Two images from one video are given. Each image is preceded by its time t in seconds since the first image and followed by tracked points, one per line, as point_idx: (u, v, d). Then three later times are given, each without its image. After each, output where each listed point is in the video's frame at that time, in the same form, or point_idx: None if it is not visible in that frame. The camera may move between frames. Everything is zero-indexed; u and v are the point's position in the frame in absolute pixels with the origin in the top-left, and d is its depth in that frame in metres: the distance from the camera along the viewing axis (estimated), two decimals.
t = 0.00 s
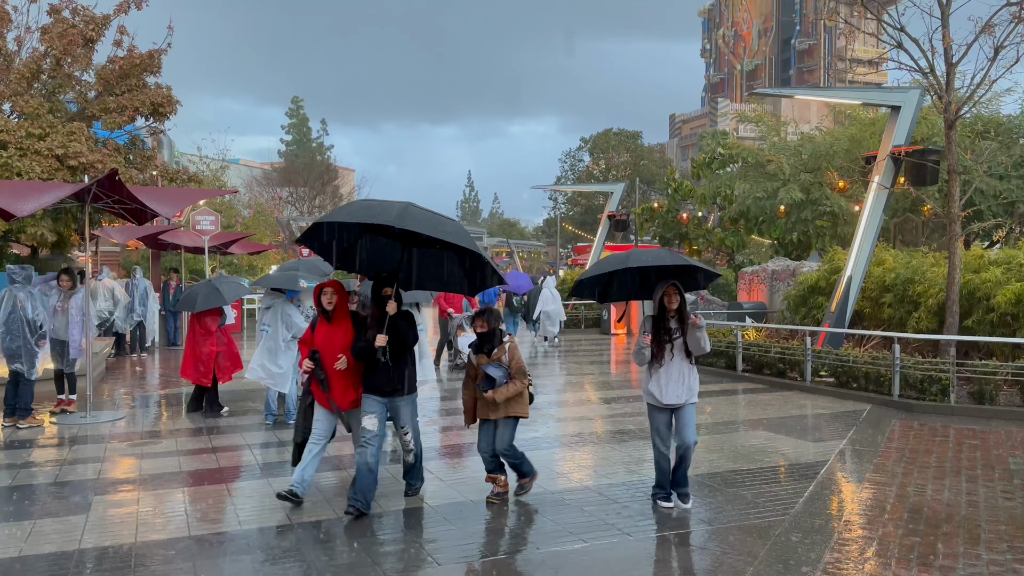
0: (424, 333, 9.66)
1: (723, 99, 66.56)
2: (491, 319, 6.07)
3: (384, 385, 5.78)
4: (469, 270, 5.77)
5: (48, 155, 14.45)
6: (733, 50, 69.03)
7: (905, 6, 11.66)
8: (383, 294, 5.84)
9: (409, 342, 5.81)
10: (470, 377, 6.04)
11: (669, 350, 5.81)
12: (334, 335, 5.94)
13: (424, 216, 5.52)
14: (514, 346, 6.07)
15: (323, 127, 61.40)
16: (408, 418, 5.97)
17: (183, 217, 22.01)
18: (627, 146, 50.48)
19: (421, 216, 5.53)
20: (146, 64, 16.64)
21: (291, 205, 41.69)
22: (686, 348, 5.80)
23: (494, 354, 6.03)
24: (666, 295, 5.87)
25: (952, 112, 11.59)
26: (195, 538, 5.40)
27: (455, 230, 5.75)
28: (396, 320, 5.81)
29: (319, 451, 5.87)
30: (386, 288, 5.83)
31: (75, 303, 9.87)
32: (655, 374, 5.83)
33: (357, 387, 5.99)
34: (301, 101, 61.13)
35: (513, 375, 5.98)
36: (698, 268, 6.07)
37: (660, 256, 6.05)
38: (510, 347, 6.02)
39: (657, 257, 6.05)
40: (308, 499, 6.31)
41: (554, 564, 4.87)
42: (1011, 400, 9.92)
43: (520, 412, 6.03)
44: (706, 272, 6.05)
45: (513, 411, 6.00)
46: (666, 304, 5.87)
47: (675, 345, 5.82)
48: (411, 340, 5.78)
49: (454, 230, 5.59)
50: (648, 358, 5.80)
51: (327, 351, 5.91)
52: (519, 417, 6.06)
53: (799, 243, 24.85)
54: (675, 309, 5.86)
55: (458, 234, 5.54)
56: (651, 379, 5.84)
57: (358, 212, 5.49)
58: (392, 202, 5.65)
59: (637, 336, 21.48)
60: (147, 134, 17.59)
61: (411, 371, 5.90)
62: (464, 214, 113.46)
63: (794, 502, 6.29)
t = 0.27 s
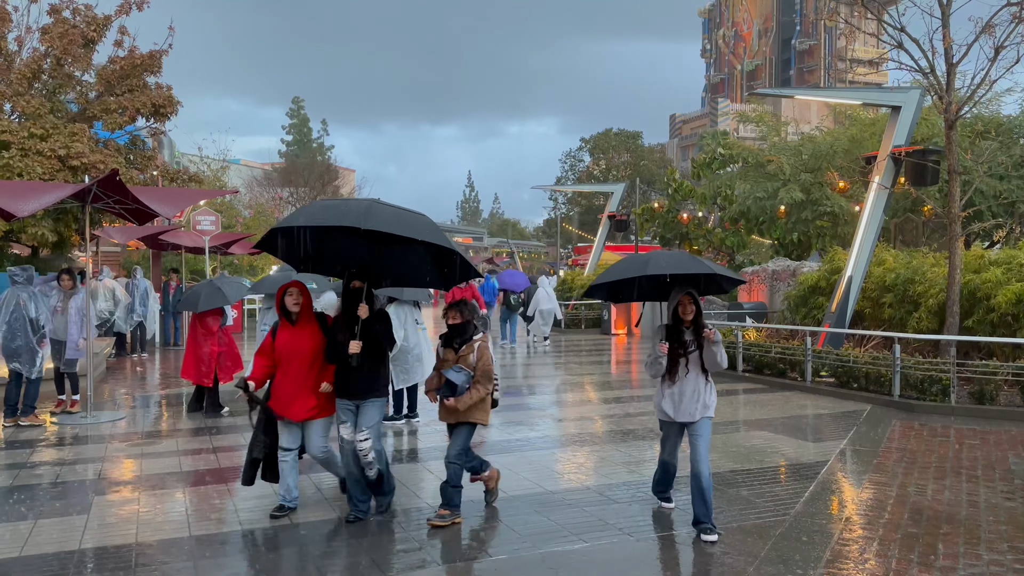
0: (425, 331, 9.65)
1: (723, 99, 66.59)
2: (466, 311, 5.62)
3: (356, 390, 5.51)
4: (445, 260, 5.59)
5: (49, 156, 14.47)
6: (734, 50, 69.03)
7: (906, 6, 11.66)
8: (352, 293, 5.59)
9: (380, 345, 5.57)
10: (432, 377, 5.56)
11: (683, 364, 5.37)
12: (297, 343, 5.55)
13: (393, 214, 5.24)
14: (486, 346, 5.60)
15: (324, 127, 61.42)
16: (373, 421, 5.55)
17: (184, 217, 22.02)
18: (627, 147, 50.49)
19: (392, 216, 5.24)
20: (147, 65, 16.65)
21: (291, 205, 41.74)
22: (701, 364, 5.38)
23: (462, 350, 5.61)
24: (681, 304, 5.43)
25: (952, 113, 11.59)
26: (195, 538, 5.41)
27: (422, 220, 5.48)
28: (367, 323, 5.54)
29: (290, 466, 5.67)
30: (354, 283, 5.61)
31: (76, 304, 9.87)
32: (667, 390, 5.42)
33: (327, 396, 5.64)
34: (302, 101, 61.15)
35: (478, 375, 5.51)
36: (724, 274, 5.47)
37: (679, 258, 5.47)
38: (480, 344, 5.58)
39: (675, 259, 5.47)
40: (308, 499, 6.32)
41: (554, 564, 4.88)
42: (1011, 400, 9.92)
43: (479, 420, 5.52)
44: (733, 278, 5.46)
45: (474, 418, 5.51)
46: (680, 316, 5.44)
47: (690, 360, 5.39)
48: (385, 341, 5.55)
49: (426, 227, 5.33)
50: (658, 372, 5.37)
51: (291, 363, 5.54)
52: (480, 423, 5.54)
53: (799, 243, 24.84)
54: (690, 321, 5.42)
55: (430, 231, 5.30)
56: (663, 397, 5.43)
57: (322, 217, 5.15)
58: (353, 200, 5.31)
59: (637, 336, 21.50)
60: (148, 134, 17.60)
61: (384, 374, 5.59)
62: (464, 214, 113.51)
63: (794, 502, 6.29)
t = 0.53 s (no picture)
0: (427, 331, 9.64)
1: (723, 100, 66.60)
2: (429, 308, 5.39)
3: (327, 401, 5.04)
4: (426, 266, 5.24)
5: (51, 156, 14.49)
6: (734, 50, 69.06)
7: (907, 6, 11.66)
8: (325, 301, 5.15)
9: (355, 355, 5.10)
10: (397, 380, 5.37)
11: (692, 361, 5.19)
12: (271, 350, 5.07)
13: (360, 223, 4.82)
14: (450, 345, 5.36)
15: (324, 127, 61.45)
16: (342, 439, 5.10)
17: (184, 217, 22.03)
18: (627, 147, 50.51)
19: (358, 226, 4.83)
20: (148, 65, 16.66)
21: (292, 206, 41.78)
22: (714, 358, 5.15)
23: (425, 349, 5.40)
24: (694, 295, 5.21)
25: (953, 113, 11.58)
26: (196, 538, 5.42)
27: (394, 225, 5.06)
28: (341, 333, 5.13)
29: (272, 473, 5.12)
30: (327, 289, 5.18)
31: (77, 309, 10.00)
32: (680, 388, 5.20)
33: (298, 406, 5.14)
34: (303, 101, 61.20)
35: (440, 377, 5.28)
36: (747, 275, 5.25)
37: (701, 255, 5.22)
38: (443, 342, 5.35)
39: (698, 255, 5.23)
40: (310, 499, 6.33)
41: (554, 564, 4.88)
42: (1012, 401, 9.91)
43: (443, 424, 5.31)
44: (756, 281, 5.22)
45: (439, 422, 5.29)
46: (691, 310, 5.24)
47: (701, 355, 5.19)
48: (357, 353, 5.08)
49: (397, 234, 4.93)
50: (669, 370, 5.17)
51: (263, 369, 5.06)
52: (446, 428, 5.33)
53: (800, 243, 24.82)
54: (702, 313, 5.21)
55: (402, 237, 4.89)
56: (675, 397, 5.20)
57: (282, 231, 4.72)
58: (319, 205, 4.93)
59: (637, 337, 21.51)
60: (149, 134, 17.61)
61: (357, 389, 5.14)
62: (465, 214, 113.55)
63: (794, 502, 6.30)
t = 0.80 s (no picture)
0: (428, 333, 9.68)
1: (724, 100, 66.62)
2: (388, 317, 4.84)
3: (293, 406, 4.83)
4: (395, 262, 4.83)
5: (51, 156, 14.48)
6: (735, 50, 69.06)
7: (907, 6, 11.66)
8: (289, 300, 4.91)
9: (322, 360, 4.89)
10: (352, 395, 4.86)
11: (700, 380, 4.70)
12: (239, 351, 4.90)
13: (316, 216, 4.44)
14: (412, 358, 4.83)
15: (325, 127, 61.46)
16: (317, 445, 4.90)
17: (185, 217, 22.05)
18: (628, 147, 50.51)
19: (316, 219, 4.44)
20: (149, 66, 16.66)
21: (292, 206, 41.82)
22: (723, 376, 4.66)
23: (385, 363, 4.86)
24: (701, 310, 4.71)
25: (954, 113, 11.57)
26: (196, 538, 5.42)
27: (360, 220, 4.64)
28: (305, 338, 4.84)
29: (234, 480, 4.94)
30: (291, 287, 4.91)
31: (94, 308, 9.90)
32: (687, 407, 4.73)
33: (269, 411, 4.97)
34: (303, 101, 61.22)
35: (395, 393, 4.75)
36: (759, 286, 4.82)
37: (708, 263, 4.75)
38: (405, 355, 4.83)
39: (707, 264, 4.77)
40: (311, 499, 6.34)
41: (556, 564, 4.89)
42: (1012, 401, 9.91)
43: (400, 445, 4.83)
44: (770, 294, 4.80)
45: (396, 444, 4.81)
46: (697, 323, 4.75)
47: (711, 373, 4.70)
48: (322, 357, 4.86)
49: (360, 228, 4.53)
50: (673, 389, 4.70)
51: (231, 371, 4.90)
52: (404, 448, 4.85)
53: (800, 243, 24.82)
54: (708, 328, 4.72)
55: (365, 232, 4.50)
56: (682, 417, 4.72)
57: (230, 224, 4.33)
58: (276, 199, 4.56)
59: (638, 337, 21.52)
60: (149, 134, 17.61)
61: (329, 394, 4.90)
62: (465, 214, 113.61)
63: (795, 502, 6.30)
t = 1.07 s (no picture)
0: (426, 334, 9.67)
1: (724, 100, 66.67)
2: (352, 314, 4.46)
3: (255, 421, 4.31)
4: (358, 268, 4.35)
5: (52, 156, 14.49)
6: (736, 51, 69.03)
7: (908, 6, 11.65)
8: (245, 306, 4.42)
9: (284, 372, 4.38)
10: (316, 399, 4.44)
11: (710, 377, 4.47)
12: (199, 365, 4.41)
13: (260, 214, 4.03)
14: (380, 356, 4.46)
15: (325, 127, 61.52)
16: (291, 460, 4.43)
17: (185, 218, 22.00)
18: (628, 147, 50.51)
19: (261, 218, 4.04)
20: (149, 66, 16.67)
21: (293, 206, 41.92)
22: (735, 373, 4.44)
23: (352, 363, 4.45)
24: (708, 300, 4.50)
25: (955, 114, 11.57)
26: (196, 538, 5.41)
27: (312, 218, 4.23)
28: (263, 344, 4.34)
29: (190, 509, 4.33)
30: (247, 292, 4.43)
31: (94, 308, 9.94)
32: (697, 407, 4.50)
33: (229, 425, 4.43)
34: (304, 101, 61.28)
35: (366, 392, 4.36)
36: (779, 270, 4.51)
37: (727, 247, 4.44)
38: (372, 352, 4.44)
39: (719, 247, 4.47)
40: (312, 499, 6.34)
41: (555, 564, 4.89)
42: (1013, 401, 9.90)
43: (372, 448, 4.41)
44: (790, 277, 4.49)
45: (367, 446, 4.40)
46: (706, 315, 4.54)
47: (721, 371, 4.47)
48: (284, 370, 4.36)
49: (312, 229, 4.10)
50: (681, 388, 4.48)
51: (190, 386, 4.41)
52: (374, 452, 4.43)
53: (801, 244, 24.84)
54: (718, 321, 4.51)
55: (314, 233, 4.06)
56: (689, 417, 4.50)
57: (165, 219, 3.97)
58: (219, 196, 4.17)
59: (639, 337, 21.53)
60: (150, 135, 17.62)
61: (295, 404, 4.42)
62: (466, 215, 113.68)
63: (795, 502, 6.30)
